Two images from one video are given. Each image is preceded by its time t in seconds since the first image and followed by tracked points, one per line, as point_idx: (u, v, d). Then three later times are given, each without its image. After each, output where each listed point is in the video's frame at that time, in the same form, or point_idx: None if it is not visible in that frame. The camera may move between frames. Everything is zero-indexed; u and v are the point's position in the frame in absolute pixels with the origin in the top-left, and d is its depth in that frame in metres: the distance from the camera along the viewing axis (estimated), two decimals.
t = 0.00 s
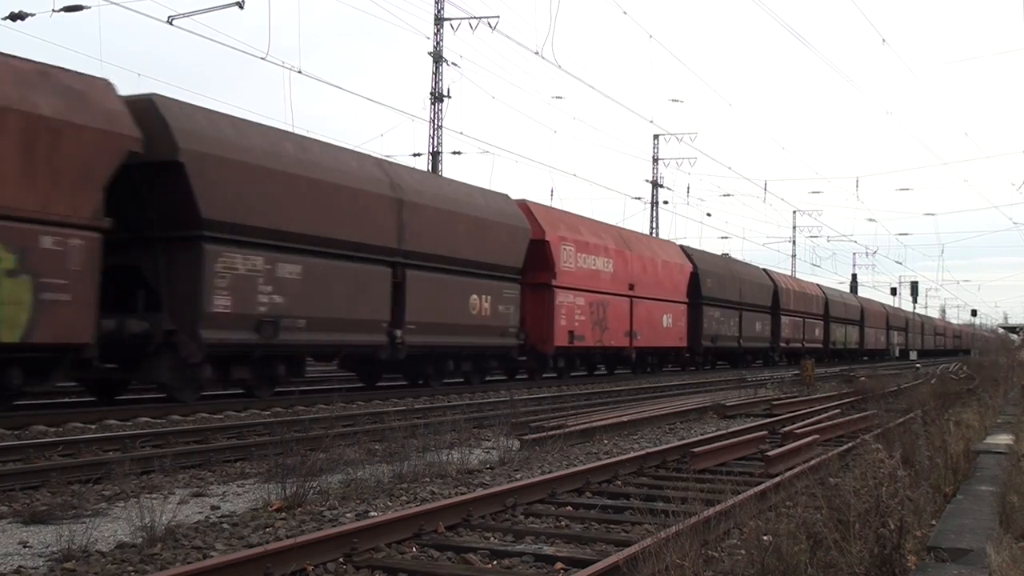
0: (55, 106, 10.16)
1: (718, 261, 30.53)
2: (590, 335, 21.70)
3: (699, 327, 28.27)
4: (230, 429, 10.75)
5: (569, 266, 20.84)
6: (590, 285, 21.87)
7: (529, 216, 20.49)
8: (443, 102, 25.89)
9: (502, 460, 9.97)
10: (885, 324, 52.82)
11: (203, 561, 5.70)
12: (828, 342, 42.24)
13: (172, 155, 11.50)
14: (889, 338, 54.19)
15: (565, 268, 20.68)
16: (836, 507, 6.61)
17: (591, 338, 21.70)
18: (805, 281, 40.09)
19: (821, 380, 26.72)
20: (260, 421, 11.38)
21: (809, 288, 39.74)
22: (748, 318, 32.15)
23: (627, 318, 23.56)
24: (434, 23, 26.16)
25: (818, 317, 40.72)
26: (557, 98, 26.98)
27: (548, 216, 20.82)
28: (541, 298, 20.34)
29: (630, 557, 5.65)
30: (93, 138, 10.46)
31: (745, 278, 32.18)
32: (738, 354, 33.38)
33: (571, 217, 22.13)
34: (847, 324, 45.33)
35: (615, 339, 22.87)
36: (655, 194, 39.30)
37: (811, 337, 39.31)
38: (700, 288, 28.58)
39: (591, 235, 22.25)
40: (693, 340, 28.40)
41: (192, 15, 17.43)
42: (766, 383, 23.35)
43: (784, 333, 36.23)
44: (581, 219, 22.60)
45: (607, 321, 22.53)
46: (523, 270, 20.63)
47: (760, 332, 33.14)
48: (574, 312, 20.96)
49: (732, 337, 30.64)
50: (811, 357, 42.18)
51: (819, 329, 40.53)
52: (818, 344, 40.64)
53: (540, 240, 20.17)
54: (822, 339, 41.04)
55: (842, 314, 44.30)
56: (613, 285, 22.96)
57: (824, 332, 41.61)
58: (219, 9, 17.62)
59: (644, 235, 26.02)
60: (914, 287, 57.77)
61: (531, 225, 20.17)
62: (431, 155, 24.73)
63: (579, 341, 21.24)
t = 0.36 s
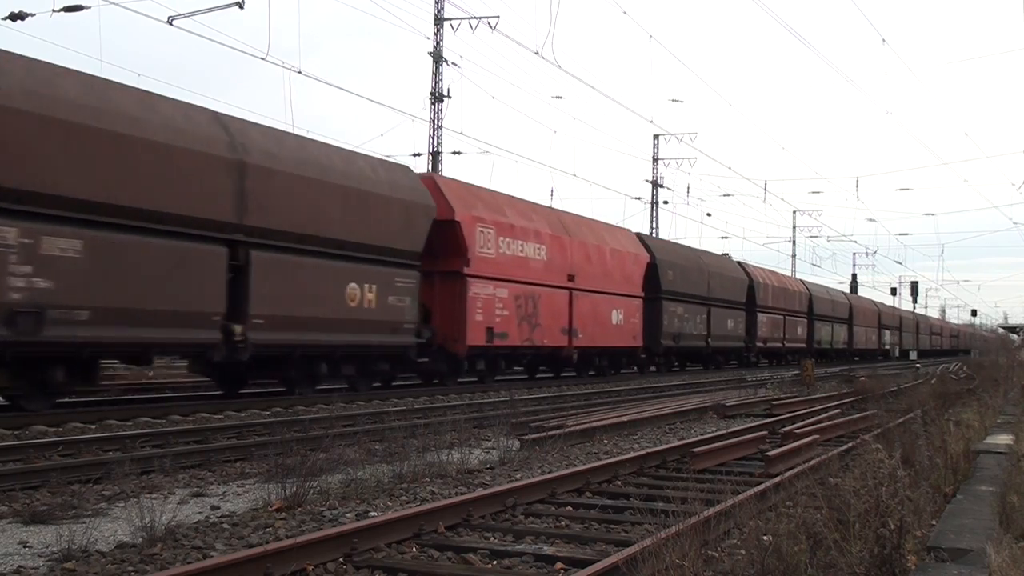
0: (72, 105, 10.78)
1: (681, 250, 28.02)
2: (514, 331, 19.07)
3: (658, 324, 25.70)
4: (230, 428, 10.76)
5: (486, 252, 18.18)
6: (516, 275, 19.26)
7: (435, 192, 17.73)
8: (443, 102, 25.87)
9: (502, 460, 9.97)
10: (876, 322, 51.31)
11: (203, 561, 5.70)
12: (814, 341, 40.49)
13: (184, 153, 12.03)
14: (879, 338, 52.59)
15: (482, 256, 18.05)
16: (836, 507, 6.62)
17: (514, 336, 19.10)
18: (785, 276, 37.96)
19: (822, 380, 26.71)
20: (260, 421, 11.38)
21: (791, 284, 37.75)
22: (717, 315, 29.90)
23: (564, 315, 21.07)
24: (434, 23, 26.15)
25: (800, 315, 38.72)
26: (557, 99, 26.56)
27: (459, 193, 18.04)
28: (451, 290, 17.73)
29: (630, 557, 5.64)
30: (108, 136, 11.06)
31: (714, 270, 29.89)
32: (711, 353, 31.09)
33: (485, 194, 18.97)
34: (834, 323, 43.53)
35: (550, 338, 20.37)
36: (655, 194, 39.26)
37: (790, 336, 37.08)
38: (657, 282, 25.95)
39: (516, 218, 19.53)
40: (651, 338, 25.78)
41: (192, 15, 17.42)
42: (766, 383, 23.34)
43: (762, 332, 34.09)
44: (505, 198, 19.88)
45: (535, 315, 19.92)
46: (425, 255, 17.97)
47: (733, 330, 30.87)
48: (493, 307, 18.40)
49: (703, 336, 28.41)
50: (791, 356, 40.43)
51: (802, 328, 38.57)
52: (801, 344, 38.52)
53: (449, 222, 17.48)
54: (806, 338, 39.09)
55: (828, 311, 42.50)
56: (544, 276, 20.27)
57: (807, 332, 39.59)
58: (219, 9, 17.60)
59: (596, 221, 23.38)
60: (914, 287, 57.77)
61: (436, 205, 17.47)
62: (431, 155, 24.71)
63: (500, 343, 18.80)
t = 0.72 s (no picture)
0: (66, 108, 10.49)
1: (636, 238, 25.04)
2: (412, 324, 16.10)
3: (607, 321, 23.01)
4: (229, 429, 10.75)
5: (366, 231, 15.01)
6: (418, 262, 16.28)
7: (298, 155, 14.57)
8: (443, 102, 25.87)
9: (502, 460, 9.97)
10: (868, 321, 49.30)
11: (203, 561, 5.70)
12: (796, 341, 38.33)
13: (183, 153, 11.85)
14: (870, 338, 50.48)
15: (360, 234, 14.87)
16: (836, 507, 6.62)
17: (408, 333, 16.04)
18: (762, 270, 35.31)
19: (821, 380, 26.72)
20: (260, 421, 11.38)
21: (767, 278, 34.95)
22: (679, 312, 27.18)
23: (459, 300, 17.45)
24: (435, 24, 26.15)
25: (778, 313, 36.12)
26: (557, 98, 26.66)
27: (329, 157, 14.73)
28: (322, 278, 14.71)
29: (630, 557, 5.64)
30: (116, 143, 10.99)
31: (676, 260, 27.13)
32: (676, 353, 28.42)
33: (377, 164, 15.97)
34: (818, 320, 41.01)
35: (411, 334, 16.10)
36: (655, 194, 39.25)
37: (766, 334, 34.40)
38: (605, 275, 23.20)
39: (415, 193, 16.40)
40: (597, 334, 23.16)
41: (192, 15, 17.41)
42: (766, 383, 23.35)
43: (736, 330, 31.38)
44: (380, 165, 15.98)
45: (437, 308, 16.78)
46: (285, 236, 15.03)
47: (698, 328, 28.25)
48: (380, 299, 15.41)
49: (660, 336, 25.70)
50: (771, 357, 37.73)
51: (781, 326, 36.04)
52: (780, 344, 36.00)
53: (315, 193, 14.30)
54: (786, 338, 36.63)
55: (812, 309, 40.04)
56: (437, 260, 16.78)
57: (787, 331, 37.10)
58: (219, 9, 17.59)
59: (523, 200, 20.38)
60: (914, 287, 57.79)
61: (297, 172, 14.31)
62: (431, 155, 24.71)
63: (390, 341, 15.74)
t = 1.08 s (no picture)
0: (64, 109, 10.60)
1: (578, 222, 22.02)
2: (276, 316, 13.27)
3: (540, 317, 19.79)
4: (230, 429, 10.75)
5: (188, 200, 11.83)
6: (273, 242, 13.18)
7: (90, 103, 11.33)
8: (443, 103, 25.87)
9: (502, 460, 9.97)
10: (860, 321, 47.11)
11: (203, 561, 5.70)
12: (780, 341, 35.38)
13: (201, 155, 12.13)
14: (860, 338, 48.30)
15: (176, 204, 11.66)
16: (836, 507, 6.62)
17: (228, 330, 12.49)
18: (734, 263, 32.42)
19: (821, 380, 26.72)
20: (260, 421, 11.38)
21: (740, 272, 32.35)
22: (633, 308, 23.98)
23: (337, 289, 14.44)
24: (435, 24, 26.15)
25: (754, 310, 33.10)
26: (557, 99, 26.39)
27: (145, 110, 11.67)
28: (125, 257, 11.54)
29: (630, 557, 5.64)
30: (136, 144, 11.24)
31: (630, 248, 24.15)
32: (634, 353, 25.34)
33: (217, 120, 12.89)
34: (801, 318, 38.04)
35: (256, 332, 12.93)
36: (655, 194, 39.22)
37: (739, 333, 31.49)
38: (537, 262, 19.92)
39: (266, 156, 13.25)
40: (529, 329, 19.92)
41: (192, 15, 17.42)
42: (766, 383, 23.35)
43: (705, 327, 28.49)
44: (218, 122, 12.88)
45: (296, 298, 13.63)
46: (79, 208, 11.81)
47: (659, 325, 25.26)
48: (208, 285, 12.17)
49: (609, 333, 22.69)
50: (750, 359, 34.58)
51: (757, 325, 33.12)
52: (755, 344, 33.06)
53: (110, 149, 11.10)
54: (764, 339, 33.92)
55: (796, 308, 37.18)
56: (295, 240, 13.56)
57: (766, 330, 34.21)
58: (218, 10, 17.59)
59: (425, 173, 17.29)
60: (914, 287, 57.77)
61: (84, 123, 11.10)
62: (431, 156, 24.71)
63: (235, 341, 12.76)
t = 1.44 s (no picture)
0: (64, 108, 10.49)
1: (503, 201, 19.21)
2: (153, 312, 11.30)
3: (448, 311, 16.99)
4: (230, 429, 10.75)
5: None
6: (82, 214, 10.42)
7: None
8: (443, 103, 25.86)
9: (502, 460, 9.97)
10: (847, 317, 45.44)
11: (203, 561, 5.70)
12: (754, 338, 33.19)
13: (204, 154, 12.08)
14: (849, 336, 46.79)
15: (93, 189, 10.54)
16: (836, 506, 6.62)
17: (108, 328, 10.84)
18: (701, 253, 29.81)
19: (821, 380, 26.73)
20: (260, 421, 11.38)
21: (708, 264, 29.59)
22: (571, 301, 21.14)
23: (230, 279, 12.32)
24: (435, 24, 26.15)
25: (722, 305, 30.53)
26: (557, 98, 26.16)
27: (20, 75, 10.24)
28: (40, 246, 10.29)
29: (630, 557, 5.65)
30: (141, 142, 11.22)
31: (567, 232, 21.05)
32: (575, 353, 22.49)
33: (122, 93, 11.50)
34: (779, 314, 35.94)
35: (143, 331, 11.19)
36: (655, 194, 39.22)
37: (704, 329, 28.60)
38: (444, 246, 16.95)
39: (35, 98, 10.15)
40: (436, 323, 17.16)
41: (192, 15, 17.41)
42: (766, 383, 23.34)
43: (663, 323, 25.56)
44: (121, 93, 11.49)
45: (75, 285, 10.41)
46: None
47: (605, 323, 22.56)
48: None
49: (540, 331, 19.96)
50: (721, 359, 32.28)
51: (727, 322, 30.57)
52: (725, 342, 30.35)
53: None
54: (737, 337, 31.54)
55: (773, 304, 35.09)
56: (200, 224, 11.89)
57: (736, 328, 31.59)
58: (219, 9, 17.59)
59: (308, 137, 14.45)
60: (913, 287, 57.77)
61: None
62: (432, 156, 24.71)
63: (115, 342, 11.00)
